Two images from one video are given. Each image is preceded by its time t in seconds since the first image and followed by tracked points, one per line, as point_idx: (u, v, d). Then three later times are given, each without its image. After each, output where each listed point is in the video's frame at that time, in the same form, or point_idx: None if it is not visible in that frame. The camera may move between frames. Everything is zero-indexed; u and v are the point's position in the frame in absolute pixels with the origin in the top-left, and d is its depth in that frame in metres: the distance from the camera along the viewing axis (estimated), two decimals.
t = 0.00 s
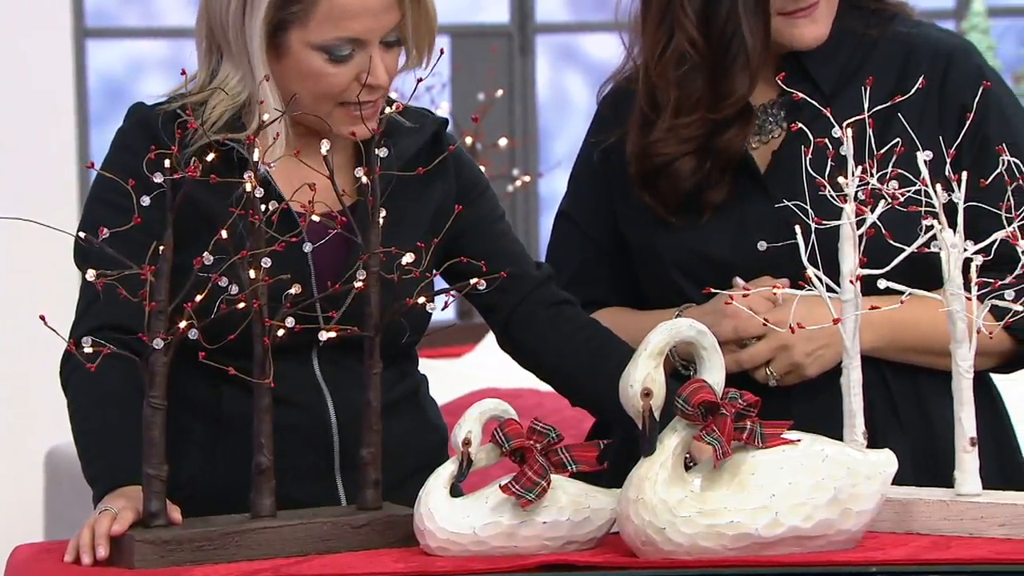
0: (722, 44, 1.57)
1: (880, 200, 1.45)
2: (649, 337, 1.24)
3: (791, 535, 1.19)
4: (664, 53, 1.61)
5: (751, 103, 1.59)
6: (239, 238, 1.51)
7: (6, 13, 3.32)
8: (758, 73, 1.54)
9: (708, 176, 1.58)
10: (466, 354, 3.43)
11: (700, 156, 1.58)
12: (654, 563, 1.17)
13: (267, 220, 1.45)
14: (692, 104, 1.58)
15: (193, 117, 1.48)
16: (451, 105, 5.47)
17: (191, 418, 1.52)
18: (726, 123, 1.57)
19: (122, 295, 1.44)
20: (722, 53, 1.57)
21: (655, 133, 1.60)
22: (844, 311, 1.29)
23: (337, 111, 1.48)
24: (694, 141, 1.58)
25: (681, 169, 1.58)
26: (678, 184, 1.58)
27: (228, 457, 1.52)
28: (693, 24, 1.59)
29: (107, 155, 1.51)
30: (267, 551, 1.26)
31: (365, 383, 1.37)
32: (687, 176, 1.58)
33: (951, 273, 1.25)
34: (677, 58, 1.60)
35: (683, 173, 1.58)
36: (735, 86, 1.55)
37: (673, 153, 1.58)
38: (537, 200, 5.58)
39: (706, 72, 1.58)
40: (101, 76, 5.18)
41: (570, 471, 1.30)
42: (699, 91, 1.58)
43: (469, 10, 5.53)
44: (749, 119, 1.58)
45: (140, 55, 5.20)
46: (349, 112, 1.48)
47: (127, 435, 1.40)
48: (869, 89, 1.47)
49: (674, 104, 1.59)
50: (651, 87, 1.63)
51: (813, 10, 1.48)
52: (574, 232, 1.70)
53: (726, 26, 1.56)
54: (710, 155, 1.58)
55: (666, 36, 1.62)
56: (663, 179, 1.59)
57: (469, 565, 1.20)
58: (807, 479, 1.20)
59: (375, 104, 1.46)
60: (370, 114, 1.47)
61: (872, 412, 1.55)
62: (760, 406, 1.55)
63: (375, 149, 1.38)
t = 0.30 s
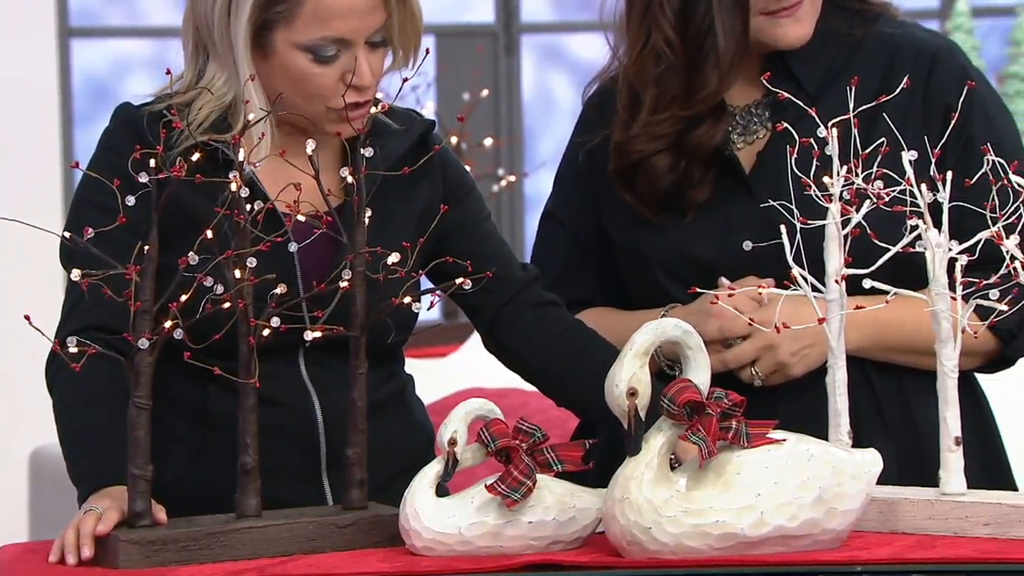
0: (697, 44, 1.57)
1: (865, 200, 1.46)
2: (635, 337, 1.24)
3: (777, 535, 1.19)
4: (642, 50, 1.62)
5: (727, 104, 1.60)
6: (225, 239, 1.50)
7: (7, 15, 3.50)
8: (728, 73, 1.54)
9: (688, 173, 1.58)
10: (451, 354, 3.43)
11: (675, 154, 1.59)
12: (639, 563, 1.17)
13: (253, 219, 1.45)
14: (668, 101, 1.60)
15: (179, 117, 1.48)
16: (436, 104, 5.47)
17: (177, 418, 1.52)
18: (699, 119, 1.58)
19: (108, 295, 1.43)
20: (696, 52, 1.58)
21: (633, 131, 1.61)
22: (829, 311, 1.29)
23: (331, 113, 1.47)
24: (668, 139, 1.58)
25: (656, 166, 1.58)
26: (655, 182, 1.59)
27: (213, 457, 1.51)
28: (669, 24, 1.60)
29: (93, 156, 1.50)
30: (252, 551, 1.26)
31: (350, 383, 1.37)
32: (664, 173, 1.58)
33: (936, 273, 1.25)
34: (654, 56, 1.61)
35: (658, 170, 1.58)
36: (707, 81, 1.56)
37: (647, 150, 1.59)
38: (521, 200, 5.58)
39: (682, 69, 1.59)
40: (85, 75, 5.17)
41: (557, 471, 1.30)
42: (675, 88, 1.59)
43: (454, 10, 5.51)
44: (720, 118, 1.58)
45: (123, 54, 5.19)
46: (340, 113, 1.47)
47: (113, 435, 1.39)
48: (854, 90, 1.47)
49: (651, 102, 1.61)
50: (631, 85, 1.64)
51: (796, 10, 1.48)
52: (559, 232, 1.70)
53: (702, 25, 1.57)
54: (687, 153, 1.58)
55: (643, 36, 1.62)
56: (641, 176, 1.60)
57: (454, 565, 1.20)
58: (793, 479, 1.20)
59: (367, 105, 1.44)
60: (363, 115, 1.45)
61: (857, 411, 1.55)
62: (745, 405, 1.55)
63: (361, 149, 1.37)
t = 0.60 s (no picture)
0: (685, 43, 1.57)
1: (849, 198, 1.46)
2: (619, 336, 1.24)
3: (761, 533, 1.19)
4: (629, 50, 1.62)
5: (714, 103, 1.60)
6: (209, 237, 1.50)
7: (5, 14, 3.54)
8: (717, 72, 1.54)
9: (675, 172, 1.58)
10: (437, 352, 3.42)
11: (662, 154, 1.59)
12: (624, 561, 1.17)
13: (236, 218, 1.43)
14: (655, 101, 1.59)
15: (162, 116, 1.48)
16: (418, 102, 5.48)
17: (162, 417, 1.52)
18: (688, 119, 1.58)
19: (92, 294, 1.43)
20: (684, 51, 1.57)
21: (620, 130, 1.60)
22: (814, 309, 1.30)
23: (309, 107, 1.46)
24: (656, 139, 1.58)
25: (644, 166, 1.58)
26: (642, 181, 1.58)
27: (198, 456, 1.51)
28: (656, 24, 1.59)
29: (78, 155, 1.50)
30: (237, 550, 1.26)
31: (335, 382, 1.37)
32: (651, 173, 1.58)
33: (920, 272, 1.25)
34: (641, 55, 1.60)
35: (646, 171, 1.58)
36: (696, 81, 1.56)
37: (635, 150, 1.59)
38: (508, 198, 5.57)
39: (669, 68, 1.58)
40: (69, 74, 5.15)
41: (543, 470, 1.29)
42: (663, 89, 1.58)
43: (440, 8, 5.53)
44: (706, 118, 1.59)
45: (107, 52, 5.16)
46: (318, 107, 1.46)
47: (97, 434, 1.39)
48: (837, 89, 1.47)
49: (637, 102, 1.60)
50: (618, 84, 1.63)
51: (780, 9, 1.48)
52: (545, 231, 1.70)
53: (689, 23, 1.56)
54: (674, 152, 1.58)
55: (631, 35, 1.62)
56: (628, 176, 1.60)
57: (439, 564, 1.20)
58: (777, 477, 1.20)
59: (345, 99, 1.45)
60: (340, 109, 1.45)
61: (840, 409, 1.56)
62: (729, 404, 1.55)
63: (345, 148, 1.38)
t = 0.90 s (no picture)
0: (670, 40, 1.57)
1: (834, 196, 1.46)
2: (605, 334, 1.24)
3: (747, 531, 1.19)
4: (614, 47, 1.62)
5: (699, 101, 1.60)
6: (196, 236, 1.50)
7: None
8: (701, 70, 1.54)
9: (661, 169, 1.58)
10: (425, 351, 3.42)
11: (647, 151, 1.58)
12: (610, 559, 1.17)
13: (222, 215, 1.42)
14: (641, 98, 1.59)
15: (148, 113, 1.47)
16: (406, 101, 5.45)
17: (148, 415, 1.51)
18: (672, 117, 1.58)
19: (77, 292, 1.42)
20: (669, 49, 1.57)
21: (605, 128, 1.60)
22: (800, 307, 1.30)
23: (287, 100, 1.46)
24: (641, 136, 1.58)
25: (629, 164, 1.58)
26: (629, 180, 1.58)
27: (184, 454, 1.51)
28: (641, 22, 1.59)
29: (65, 153, 1.50)
30: (222, 548, 1.25)
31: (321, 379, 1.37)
32: (637, 171, 1.58)
33: (906, 270, 1.26)
34: (626, 53, 1.60)
35: (631, 168, 1.58)
36: (680, 79, 1.55)
37: (620, 148, 1.58)
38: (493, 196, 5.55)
39: (654, 66, 1.58)
40: (54, 71, 5.13)
41: (528, 468, 1.30)
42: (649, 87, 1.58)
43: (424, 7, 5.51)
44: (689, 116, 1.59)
45: (91, 50, 5.13)
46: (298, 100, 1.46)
47: (82, 432, 1.38)
48: (823, 85, 1.47)
49: (623, 99, 1.60)
50: (606, 80, 1.62)
51: (764, 6, 1.48)
52: (531, 229, 1.70)
53: (674, 21, 1.56)
54: (659, 150, 1.58)
55: (615, 33, 1.62)
56: (614, 174, 1.59)
57: (425, 562, 1.20)
58: (763, 475, 1.20)
59: (323, 95, 1.45)
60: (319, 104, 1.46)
61: (826, 408, 1.56)
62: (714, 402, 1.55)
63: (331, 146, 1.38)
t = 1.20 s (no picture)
0: (658, 38, 1.57)
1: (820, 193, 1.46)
2: (591, 332, 1.24)
3: (733, 528, 1.19)
4: (601, 45, 1.62)
5: (686, 100, 1.60)
6: (181, 233, 1.50)
7: None
8: (688, 68, 1.54)
9: (648, 167, 1.58)
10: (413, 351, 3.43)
11: (634, 150, 1.58)
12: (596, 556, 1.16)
13: (207, 214, 1.41)
14: (627, 97, 1.58)
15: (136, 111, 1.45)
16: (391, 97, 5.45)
17: (134, 414, 1.51)
18: (659, 115, 1.58)
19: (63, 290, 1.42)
20: (657, 47, 1.57)
21: (592, 126, 1.60)
22: (786, 305, 1.31)
23: (272, 99, 1.47)
24: (628, 135, 1.58)
25: (616, 162, 1.58)
26: (617, 178, 1.58)
27: (170, 453, 1.50)
28: (629, 20, 1.59)
29: (52, 151, 1.49)
30: (208, 546, 1.25)
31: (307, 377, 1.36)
32: (624, 169, 1.58)
33: (891, 267, 1.26)
34: (613, 51, 1.60)
35: (618, 166, 1.58)
36: (667, 77, 1.55)
37: (608, 146, 1.58)
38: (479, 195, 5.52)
39: (641, 65, 1.58)
40: (37, 69, 5.12)
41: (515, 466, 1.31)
42: (635, 85, 1.58)
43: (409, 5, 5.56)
44: (676, 114, 1.59)
45: (76, 47, 5.12)
46: (283, 99, 1.47)
47: (68, 430, 1.38)
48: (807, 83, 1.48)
49: (610, 97, 1.59)
50: (593, 78, 1.62)
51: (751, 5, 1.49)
52: (519, 228, 1.70)
53: (661, 19, 1.56)
54: (647, 148, 1.58)
55: (602, 32, 1.62)
56: (601, 172, 1.59)
57: (411, 560, 1.19)
58: (748, 472, 1.20)
59: (308, 94, 1.45)
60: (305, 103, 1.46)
61: (813, 406, 1.56)
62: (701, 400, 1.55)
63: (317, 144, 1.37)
